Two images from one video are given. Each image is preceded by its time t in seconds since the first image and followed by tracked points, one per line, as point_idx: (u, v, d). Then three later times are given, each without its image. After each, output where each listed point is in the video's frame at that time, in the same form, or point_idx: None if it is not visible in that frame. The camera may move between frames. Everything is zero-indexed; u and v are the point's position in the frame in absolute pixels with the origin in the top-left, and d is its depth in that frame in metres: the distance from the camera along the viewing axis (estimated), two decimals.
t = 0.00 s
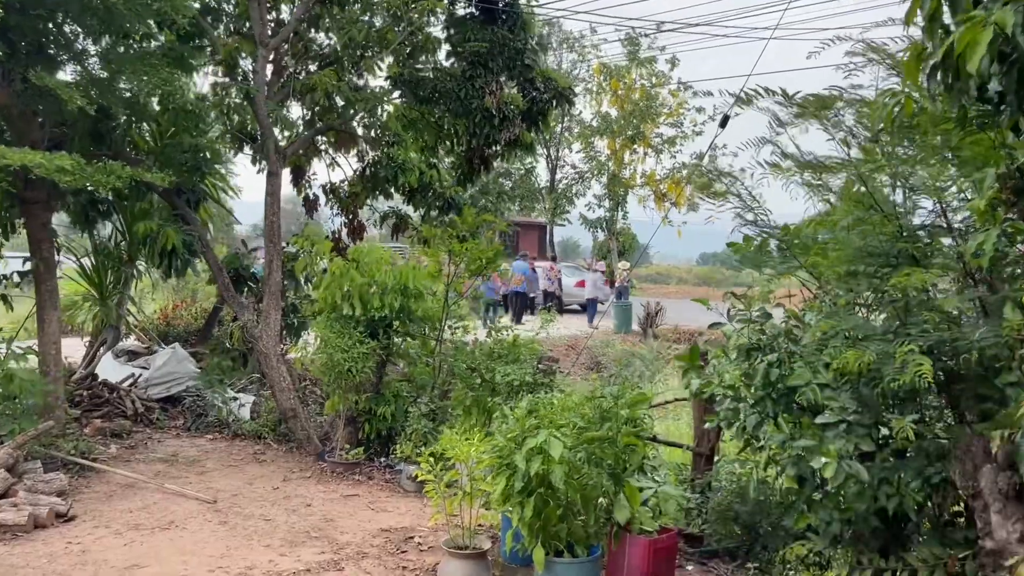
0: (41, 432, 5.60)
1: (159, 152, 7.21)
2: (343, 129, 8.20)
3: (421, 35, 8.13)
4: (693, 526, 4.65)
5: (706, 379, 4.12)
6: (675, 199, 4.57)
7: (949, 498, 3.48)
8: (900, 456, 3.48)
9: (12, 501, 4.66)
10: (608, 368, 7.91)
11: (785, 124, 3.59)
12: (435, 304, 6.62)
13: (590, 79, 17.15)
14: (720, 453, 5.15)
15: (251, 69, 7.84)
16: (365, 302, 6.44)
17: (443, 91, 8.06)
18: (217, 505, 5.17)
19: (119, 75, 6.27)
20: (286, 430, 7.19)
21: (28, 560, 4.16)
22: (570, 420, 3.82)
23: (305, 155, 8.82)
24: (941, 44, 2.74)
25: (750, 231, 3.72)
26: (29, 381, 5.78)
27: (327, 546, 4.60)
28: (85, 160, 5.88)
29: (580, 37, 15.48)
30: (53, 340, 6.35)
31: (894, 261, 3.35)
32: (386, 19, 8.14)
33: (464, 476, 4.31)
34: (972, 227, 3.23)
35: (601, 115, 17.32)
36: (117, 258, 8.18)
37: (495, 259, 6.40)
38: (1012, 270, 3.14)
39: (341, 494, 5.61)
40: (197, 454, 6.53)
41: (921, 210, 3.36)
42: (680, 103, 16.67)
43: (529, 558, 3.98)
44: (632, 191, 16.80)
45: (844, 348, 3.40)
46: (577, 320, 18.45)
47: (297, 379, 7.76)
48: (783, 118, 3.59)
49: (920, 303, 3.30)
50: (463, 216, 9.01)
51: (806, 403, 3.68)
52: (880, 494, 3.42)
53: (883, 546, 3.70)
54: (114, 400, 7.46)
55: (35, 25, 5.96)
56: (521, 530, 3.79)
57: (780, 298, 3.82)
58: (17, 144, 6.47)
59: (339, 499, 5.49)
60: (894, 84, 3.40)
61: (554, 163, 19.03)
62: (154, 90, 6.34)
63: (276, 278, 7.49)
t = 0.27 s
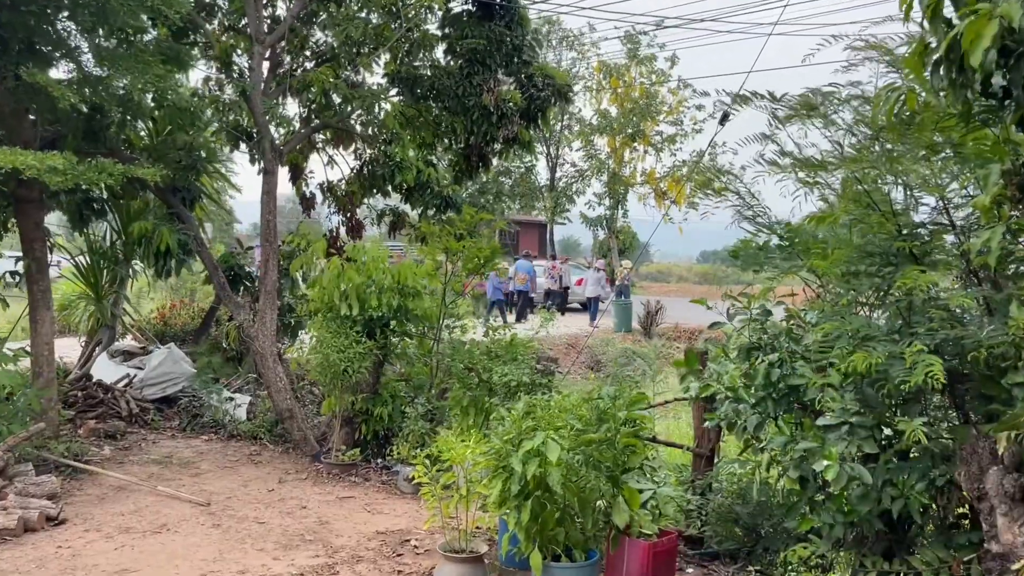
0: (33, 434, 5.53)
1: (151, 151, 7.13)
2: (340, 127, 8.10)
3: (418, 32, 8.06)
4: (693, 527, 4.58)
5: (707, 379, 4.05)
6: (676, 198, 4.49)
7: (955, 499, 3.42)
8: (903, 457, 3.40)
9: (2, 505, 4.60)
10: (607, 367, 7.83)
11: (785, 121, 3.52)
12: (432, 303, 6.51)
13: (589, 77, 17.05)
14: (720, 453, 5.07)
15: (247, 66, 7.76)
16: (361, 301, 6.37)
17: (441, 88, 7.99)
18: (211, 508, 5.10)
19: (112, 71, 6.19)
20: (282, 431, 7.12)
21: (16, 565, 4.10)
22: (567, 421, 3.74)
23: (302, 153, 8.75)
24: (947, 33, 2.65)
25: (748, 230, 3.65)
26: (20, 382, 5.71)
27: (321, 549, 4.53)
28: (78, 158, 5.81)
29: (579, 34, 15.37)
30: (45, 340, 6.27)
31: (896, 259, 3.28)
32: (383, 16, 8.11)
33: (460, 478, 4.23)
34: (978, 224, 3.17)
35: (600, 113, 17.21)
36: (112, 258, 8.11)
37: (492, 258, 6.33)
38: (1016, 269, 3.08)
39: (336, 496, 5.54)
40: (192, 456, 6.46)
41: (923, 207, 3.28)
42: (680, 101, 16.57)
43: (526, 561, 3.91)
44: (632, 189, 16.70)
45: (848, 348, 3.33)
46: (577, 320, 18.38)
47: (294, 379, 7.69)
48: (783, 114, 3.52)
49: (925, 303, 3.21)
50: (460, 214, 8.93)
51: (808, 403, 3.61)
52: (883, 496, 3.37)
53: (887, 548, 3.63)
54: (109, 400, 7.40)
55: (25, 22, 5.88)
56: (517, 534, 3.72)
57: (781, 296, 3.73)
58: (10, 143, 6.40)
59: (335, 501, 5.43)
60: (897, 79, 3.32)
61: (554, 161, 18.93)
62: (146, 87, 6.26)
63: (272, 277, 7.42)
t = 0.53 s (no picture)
0: (23, 437, 5.44)
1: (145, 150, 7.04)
2: (336, 125, 8.02)
3: (415, 29, 7.99)
4: (693, 532, 4.49)
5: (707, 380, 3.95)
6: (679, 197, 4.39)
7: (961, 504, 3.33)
8: (908, 461, 3.31)
9: None
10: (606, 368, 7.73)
11: (787, 115, 3.44)
12: (428, 303, 6.42)
13: (590, 76, 16.96)
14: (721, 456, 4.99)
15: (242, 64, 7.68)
16: (357, 302, 6.28)
17: (438, 87, 7.96)
18: (203, 512, 5.01)
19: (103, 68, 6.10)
20: (278, 433, 7.03)
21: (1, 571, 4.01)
22: (563, 424, 3.65)
23: (298, 152, 8.67)
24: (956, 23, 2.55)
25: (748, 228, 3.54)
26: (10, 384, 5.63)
27: (314, 555, 4.44)
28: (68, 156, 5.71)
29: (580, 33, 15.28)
30: (37, 341, 6.18)
31: (898, 259, 3.19)
32: (379, 13, 8.03)
33: (455, 482, 4.14)
34: (985, 222, 3.09)
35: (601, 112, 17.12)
36: (107, 258, 8.03)
37: (489, 257, 6.28)
38: None
39: (331, 499, 5.45)
40: (185, 458, 6.37)
41: (927, 205, 3.19)
42: (681, 100, 16.47)
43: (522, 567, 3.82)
44: (633, 188, 16.60)
45: (851, 350, 3.24)
46: (578, 320, 18.28)
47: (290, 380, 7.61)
48: (785, 108, 3.44)
49: (931, 303, 3.12)
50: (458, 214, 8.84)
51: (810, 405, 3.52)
52: (888, 500, 3.27)
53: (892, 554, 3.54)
54: (103, 402, 7.31)
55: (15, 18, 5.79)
56: (513, 540, 3.63)
57: (782, 296, 3.63)
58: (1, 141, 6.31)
59: (329, 504, 5.34)
60: (900, 73, 3.24)
61: (554, 161, 18.84)
62: (138, 83, 6.17)
63: (268, 278, 7.34)
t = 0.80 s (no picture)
0: (15, 440, 5.38)
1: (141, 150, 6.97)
2: (335, 125, 7.95)
3: (414, 28, 7.93)
4: (697, 537, 4.40)
5: (710, 383, 3.86)
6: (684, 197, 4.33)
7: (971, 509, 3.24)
8: (916, 465, 3.22)
9: None
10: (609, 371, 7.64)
11: (793, 110, 3.34)
12: (428, 305, 6.33)
13: (593, 77, 16.89)
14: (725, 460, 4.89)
15: (240, 63, 7.61)
16: (355, 304, 6.20)
17: (438, 87, 7.89)
18: (197, 517, 4.94)
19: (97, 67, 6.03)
20: (276, 436, 6.95)
21: None
22: (562, 429, 3.57)
23: (298, 152, 8.60)
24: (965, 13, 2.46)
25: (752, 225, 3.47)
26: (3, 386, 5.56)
27: (310, 561, 4.36)
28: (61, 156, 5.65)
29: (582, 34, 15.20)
30: (32, 343, 6.11)
31: (902, 260, 3.12)
32: (379, 12, 7.96)
33: (453, 487, 4.06)
34: (995, 220, 3.00)
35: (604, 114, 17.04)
36: (104, 260, 7.96)
37: (488, 257, 6.23)
38: None
39: (328, 504, 5.37)
40: (182, 462, 6.30)
41: (934, 204, 3.12)
42: (685, 101, 16.38)
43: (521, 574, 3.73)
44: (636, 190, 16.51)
45: (856, 352, 3.15)
46: (581, 322, 18.18)
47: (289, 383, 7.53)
48: (790, 103, 3.35)
49: (937, 304, 3.04)
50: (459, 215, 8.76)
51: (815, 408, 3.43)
52: (895, 505, 3.18)
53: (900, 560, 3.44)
54: (100, 405, 7.24)
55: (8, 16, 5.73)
56: (511, 547, 3.55)
57: (786, 296, 3.54)
58: None
59: (326, 509, 5.26)
60: (909, 69, 3.15)
61: (557, 162, 18.77)
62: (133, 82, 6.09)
63: (267, 280, 7.27)
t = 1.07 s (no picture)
0: (13, 444, 5.34)
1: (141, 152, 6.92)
2: (337, 127, 7.90)
3: (417, 30, 7.88)
4: (699, 544, 4.32)
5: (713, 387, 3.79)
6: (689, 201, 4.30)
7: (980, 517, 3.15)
8: (923, 472, 3.14)
9: None
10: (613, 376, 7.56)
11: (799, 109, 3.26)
12: (428, 308, 6.27)
13: (598, 80, 16.84)
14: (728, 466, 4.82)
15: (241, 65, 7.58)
16: (356, 308, 6.16)
17: (441, 88, 7.83)
18: (194, 522, 4.88)
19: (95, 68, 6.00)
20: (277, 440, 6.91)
21: None
22: (560, 435, 3.50)
23: (300, 155, 8.57)
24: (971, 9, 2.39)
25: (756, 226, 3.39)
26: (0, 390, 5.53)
27: (307, 567, 4.30)
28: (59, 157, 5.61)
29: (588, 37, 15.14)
30: (30, 347, 6.07)
31: (908, 262, 3.06)
32: (381, 13, 7.92)
33: (451, 494, 4.00)
34: (1004, 221, 2.94)
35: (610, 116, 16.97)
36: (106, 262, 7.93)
37: (491, 259, 6.12)
38: None
39: (326, 509, 5.31)
40: (181, 466, 6.25)
41: (943, 205, 3.04)
42: (691, 104, 16.30)
43: None
44: (642, 193, 16.43)
45: (861, 357, 3.08)
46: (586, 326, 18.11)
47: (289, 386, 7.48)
48: (798, 102, 3.25)
49: (944, 308, 2.96)
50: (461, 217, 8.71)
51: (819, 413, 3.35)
52: (901, 513, 3.11)
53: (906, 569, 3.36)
54: (100, 408, 7.21)
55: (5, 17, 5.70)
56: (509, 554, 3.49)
57: (790, 299, 3.46)
58: None
59: (325, 514, 5.20)
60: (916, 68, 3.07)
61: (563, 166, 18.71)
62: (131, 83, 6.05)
63: (267, 282, 7.22)
